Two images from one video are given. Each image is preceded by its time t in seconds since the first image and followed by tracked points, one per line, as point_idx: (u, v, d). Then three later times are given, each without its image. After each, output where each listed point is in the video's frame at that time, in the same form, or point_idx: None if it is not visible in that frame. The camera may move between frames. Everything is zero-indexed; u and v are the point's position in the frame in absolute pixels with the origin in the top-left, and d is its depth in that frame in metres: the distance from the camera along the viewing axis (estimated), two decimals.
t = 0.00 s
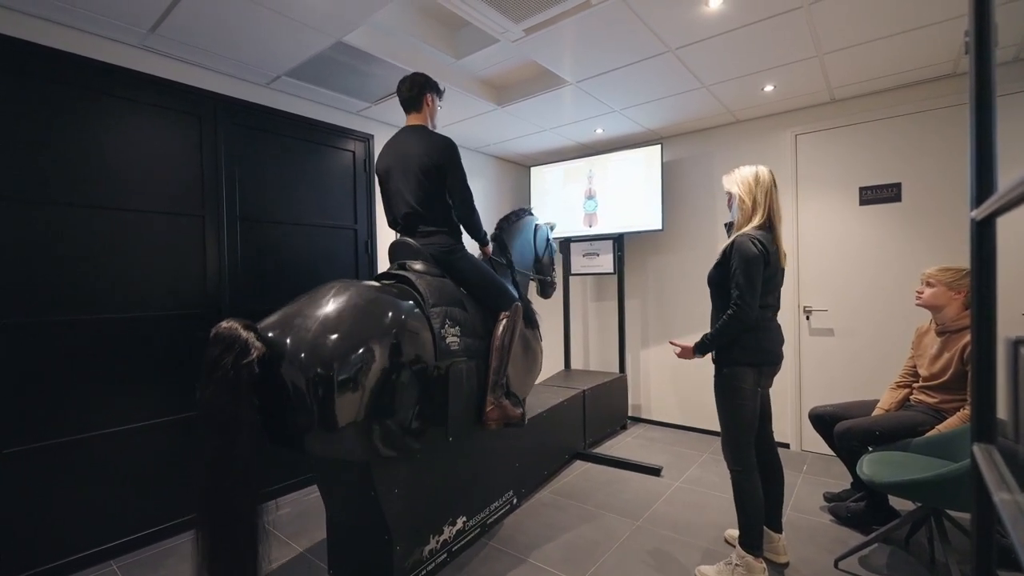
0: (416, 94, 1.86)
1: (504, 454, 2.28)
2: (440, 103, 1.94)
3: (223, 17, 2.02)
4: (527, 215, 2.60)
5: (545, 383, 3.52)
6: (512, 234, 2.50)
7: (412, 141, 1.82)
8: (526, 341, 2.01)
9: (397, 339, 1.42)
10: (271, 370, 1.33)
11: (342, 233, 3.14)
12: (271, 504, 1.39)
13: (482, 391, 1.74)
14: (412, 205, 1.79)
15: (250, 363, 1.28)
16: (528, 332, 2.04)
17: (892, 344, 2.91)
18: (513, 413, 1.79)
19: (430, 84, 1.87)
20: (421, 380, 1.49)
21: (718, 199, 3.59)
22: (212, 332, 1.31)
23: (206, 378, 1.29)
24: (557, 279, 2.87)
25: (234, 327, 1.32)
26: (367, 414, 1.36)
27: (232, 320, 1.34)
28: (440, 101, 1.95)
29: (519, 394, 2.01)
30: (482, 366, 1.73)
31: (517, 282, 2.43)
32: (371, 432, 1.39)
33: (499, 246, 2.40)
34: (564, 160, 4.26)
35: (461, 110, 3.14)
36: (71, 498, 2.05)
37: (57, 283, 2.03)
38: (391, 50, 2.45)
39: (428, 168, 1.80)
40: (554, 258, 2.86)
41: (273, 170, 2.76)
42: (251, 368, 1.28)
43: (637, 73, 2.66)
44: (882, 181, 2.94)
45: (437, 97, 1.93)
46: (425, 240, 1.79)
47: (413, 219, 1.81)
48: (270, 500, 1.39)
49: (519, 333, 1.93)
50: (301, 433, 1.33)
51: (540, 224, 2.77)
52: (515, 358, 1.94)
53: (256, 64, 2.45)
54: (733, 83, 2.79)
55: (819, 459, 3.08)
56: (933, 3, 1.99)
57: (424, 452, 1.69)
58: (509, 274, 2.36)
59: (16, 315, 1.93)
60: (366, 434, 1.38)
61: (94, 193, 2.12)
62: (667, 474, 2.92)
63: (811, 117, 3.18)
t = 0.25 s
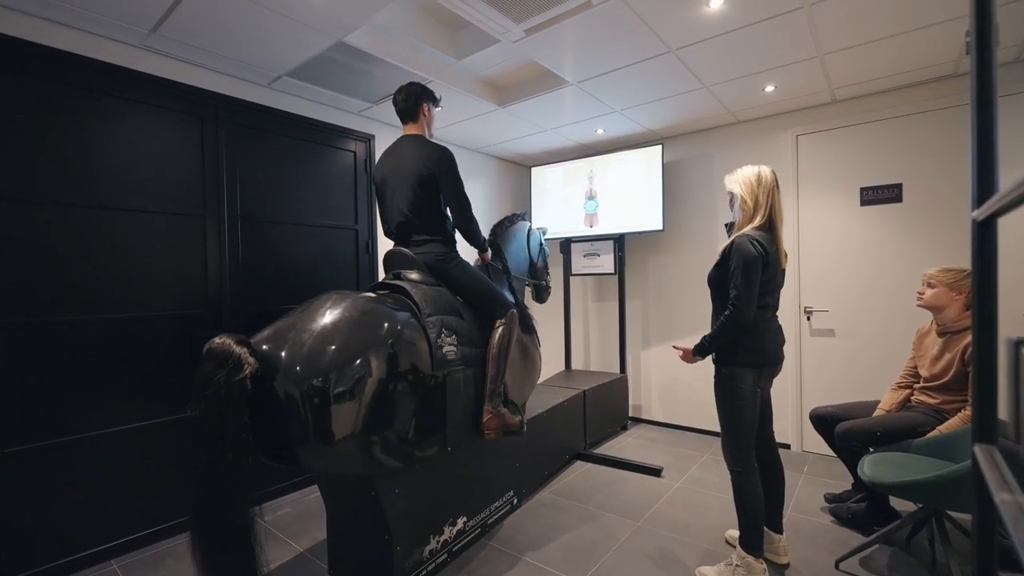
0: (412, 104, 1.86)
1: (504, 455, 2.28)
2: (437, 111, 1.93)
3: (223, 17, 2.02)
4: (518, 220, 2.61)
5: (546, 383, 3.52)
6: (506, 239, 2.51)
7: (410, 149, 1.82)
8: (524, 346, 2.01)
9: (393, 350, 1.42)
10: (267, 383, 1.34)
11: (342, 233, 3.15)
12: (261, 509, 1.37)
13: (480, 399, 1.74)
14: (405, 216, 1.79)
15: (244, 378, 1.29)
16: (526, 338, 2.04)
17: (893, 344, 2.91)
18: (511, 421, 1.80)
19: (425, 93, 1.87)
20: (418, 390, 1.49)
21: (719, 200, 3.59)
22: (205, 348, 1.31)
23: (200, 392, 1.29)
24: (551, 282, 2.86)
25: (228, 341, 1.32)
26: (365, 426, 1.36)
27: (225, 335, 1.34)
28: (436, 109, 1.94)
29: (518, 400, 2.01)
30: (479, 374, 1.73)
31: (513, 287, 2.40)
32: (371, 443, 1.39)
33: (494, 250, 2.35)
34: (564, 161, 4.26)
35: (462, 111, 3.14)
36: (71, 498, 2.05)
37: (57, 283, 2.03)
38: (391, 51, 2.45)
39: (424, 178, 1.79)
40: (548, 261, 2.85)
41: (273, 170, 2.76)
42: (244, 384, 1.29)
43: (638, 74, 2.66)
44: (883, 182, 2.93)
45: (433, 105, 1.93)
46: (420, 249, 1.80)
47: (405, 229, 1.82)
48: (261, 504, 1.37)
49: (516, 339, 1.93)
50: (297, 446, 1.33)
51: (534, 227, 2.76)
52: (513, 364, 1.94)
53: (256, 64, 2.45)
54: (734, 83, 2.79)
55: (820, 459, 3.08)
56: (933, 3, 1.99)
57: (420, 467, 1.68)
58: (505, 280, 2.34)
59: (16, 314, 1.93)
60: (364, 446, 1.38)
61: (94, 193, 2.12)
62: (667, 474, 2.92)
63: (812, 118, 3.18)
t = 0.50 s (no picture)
0: (410, 94, 1.86)
1: (504, 455, 2.28)
2: (435, 102, 1.93)
3: (224, 18, 2.03)
4: (523, 215, 2.62)
5: (546, 383, 3.51)
6: (512, 233, 2.51)
7: (409, 141, 1.82)
8: (527, 340, 2.01)
9: (399, 337, 1.42)
10: (274, 367, 1.33)
11: (342, 233, 3.15)
12: (258, 509, 1.38)
13: (483, 389, 1.74)
14: (412, 203, 1.79)
15: (252, 360, 1.29)
16: (530, 332, 2.03)
17: (892, 345, 2.91)
18: (515, 413, 1.79)
19: (424, 84, 1.87)
20: (423, 378, 1.49)
21: (719, 200, 3.59)
22: (215, 329, 1.32)
23: (208, 374, 1.29)
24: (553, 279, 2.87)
25: (237, 324, 1.32)
26: (369, 413, 1.36)
27: (235, 318, 1.34)
28: (435, 101, 1.95)
29: (520, 393, 2.01)
30: (483, 365, 1.73)
31: (518, 281, 2.43)
32: (374, 431, 1.39)
33: (499, 243, 2.40)
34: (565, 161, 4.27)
35: (463, 111, 3.15)
36: (71, 498, 2.05)
37: (58, 282, 2.03)
38: (392, 51, 2.46)
39: (428, 168, 1.80)
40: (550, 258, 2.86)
41: (274, 170, 2.77)
42: (253, 365, 1.29)
43: (638, 75, 2.67)
44: (883, 183, 2.94)
45: (432, 96, 1.93)
46: (426, 239, 1.79)
47: (414, 218, 1.81)
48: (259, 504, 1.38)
49: (520, 332, 1.93)
50: (302, 431, 1.32)
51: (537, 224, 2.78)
52: (516, 358, 1.94)
53: (257, 64, 2.46)
54: (734, 85, 2.79)
55: (820, 461, 3.08)
56: (934, 5, 2.00)
57: (423, 451, 1.69)
58: (511, 273, 2.39)
59: (16, 314, 1.93)
60: (368, 432, 1.38)
61: (94, 193, 2.12)
62: (667, 476, 2.92)
63: (812, 119, 3.18)
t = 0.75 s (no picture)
0: (413, 91, 1.86)
1: (503, 455, 2.27)
2: (437, 99, 1.93)
3: (224, 17, 2.02)
4: (531, 212, 2.61)
5: (545, 383, 3.51)
6: (520, 231, 2.52)
7: (412, 137, 1.82)
8: (529, 340, 2.00)
9: (403, 333, 1.42)
10: (279, 360, 1.34)
11: (342, 233, 3.14)
12: (262, 506, 1.38)
13: (485, 388, 1.74)
14: (419, 198, 1.79)
15: (258, 354, 1.29)
16: (533, 331, 2.03)
17: (893, 345, 2.91)
18: (515, 412, 1.80)
19: (426, 81, 1.87)
20: (427, 375, 1.48)
21: (719, 200, 3.59)
22: (221, 322, 1.32)
23: (212, 367, 1.29)
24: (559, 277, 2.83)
25: (243, 317, 1.33)
26: (372, 408, 1.36)
27: (241, 311, 1.34)
28: (437, 97, 1.95)
29: (521, 393, 2.00)
30: (486, 363, 1.73)
31: (524, 280, 2.46)
32: (376, 427, 1.38)
33: (505, 242, 2.44)
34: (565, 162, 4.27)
35: (463, 111, 3.15)
36: (70, 498, 2.05)
37: (57, 282, 2.03)
38: (392, 50, 2.45)
39: (433, 164, 1.81)
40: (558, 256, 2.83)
41: (274, 169, 2.76)
42: (258, 360, 1.29)
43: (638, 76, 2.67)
44: (883, 184, 2.94)
45: (434, 93, 1.93)
46: (431, 236, 1.79)
47: (420, 214, 1.80)
48: (263, 501, 1.38)
49: (523, 331, 1.93)
50: (305, 425, 1.32)
51: (544, 222, 2.75)
52: (518, 358, 1.93)
53: (257, 64, 2.46)
54: (734, 86, 2.80)
55: (819, 462, 3.08)
56: (934, 7, 2.00)
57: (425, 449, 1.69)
58: (515, 272, 2.42)
59: (15, 314, 1.93)
60: (371, 428, 1.37)
61: (94, 193, 2.12)
62: (666, 476, 2.92)
63: (812, 120, 3.18)
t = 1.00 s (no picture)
0: (417, 103, 1.86)
1: (501, 456, 2.27)
2: (442, 111, 1.93)
3: (223, 16, 2.02)
4: (537, 220, 2.60)
5: (544, 383, 3.52)
6: (522, 240, 2.50)
7: (414, 145, 1.83)
8: (526, 351, 2.00)
9: (397, 349, 1.42)
10: (268, 383, 1.34)
11: (341, 233, 3.14)
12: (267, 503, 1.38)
13: (479, 403, 1.74)
14: (418, 209, 1.78)
15: (245, 381, 1.29)
16: (530, 343, 2.03)
17: (893, 345, 2.90)
18: (510, 429, 1.82)
19: (430, 93, 1.86)
20: (420, 392, 1.48)
21: (717, 201, 3.59)
22: (209, 346, 1.32)
23: (201, 393, 1.30)
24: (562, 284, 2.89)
25: (231, 342, 1.32)
26: (367, 423, 1.36)
27: (229, 335, 1.34)
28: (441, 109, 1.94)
29: (515, 405, 2.01)
30: (480, 379, 1.73)
31: (521, 290, 2.45)
32: (369, 445, 1.38)
33: (504, 253, 2.40)
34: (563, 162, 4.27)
35: (462, 110, 3.14)
36: (68, 499, 2.04)
37: (55, 281, 2.02)
38: (391, 51, 2.45)
39: (432, 174, 1.81)
40: (563, 263, 2.87)
41: (273, 169, 2.77)
42: (246, 385, 1.29)
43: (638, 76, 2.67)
44: (881, 185, 2.95)
45: (438, 105, 1.93)
46: (428, 249, 1.75)
47: (416, 225, 1.79)
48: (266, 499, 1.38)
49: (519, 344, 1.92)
50: (297, 446, 1.32)
51: (550, 228, 2.77)
52: (514, 370, 1.94)
53: (256, 64, 2.46)
54: (733, 86, 2.80)
55: (817, 462, 3.08)
56: (933, 8, 2.00)
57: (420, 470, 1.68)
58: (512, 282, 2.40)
59: (13, 313, 1.92)
60: (363, 446, 1.37)
61: (94, 193, 2.12)
62: (665, 476, 2.92)
63: (810, 120, 3.19)
